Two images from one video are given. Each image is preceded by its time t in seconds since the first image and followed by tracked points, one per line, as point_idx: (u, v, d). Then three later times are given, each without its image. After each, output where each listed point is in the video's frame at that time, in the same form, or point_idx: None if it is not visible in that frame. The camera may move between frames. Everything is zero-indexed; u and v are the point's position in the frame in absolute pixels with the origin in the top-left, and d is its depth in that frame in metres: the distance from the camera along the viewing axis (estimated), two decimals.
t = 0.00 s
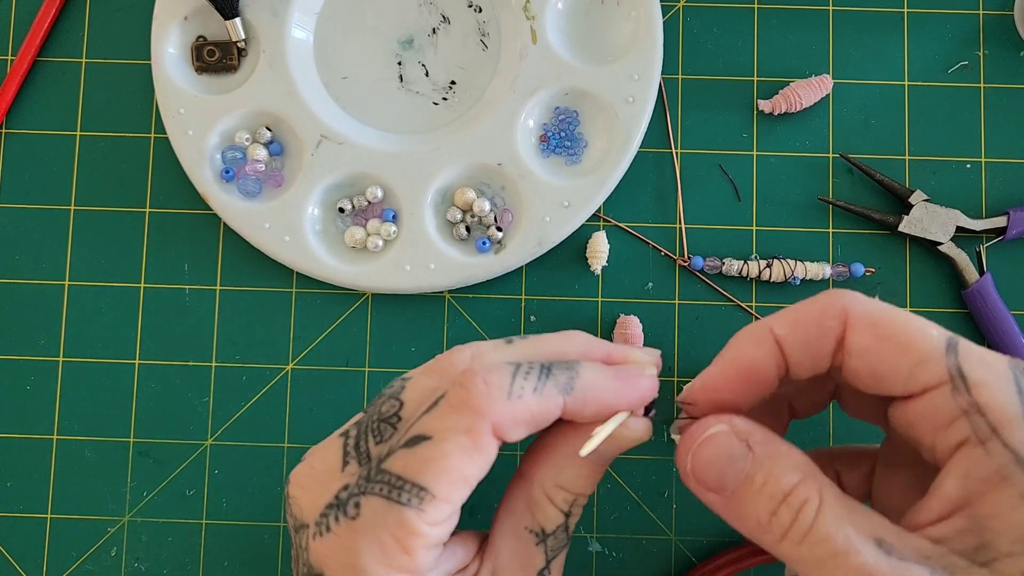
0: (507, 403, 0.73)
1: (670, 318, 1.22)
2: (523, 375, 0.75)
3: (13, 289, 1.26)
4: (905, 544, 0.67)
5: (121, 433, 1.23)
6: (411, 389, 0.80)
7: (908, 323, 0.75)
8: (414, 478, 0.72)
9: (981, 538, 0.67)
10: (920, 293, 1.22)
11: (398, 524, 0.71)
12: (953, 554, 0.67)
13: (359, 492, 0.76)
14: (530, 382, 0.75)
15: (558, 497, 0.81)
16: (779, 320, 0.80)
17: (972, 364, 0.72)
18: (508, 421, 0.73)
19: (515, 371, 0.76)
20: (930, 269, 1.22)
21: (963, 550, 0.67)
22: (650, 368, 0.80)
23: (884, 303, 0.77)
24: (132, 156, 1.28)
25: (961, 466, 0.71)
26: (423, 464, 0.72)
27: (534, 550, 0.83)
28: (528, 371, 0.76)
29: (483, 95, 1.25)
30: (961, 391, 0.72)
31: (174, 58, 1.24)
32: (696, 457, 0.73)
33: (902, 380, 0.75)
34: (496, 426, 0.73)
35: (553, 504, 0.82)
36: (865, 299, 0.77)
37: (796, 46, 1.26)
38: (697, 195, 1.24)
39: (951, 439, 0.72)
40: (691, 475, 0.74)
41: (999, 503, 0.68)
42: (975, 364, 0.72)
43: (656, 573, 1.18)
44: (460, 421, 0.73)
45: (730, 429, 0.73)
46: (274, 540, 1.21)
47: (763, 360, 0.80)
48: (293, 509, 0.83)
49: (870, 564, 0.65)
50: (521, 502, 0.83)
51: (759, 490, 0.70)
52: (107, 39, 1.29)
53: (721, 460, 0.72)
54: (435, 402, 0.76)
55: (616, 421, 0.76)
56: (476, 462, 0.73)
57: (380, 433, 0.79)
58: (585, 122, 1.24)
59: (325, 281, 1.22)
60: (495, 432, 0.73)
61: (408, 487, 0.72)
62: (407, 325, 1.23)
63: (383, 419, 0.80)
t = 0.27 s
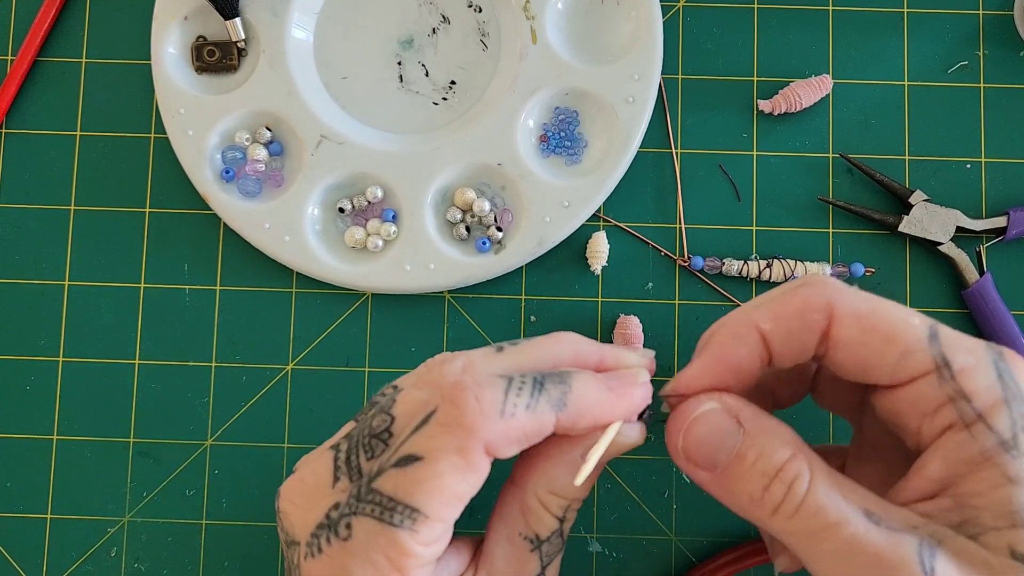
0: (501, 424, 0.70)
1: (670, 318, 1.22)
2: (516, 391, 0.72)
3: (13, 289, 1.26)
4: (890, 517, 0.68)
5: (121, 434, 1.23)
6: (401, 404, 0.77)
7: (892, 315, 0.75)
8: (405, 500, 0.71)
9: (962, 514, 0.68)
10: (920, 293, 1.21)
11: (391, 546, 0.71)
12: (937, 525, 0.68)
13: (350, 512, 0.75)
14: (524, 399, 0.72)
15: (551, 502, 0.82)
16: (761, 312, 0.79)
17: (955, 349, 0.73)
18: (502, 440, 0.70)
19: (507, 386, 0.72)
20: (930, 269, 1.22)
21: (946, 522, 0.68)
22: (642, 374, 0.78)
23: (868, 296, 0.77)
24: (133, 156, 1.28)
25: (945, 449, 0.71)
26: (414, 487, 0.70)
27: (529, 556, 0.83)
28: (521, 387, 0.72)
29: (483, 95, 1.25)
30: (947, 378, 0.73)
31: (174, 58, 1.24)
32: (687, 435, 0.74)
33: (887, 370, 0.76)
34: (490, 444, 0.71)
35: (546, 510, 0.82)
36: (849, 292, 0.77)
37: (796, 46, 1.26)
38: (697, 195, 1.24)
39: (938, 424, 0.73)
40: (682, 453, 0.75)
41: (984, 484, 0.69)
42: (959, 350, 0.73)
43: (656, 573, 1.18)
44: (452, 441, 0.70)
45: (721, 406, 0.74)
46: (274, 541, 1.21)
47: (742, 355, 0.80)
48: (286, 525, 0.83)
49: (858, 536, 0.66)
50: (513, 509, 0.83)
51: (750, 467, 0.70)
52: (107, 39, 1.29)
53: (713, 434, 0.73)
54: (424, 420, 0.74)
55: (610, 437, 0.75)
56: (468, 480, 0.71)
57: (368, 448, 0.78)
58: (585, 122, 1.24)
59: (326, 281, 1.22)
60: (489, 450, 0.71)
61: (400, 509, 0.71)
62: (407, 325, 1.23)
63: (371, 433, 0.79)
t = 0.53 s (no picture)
0: (514, 464, 0.66)
1: (670, 318, 1.22)
2: (526, 426, 0.67)
3: (13, 289, 1.26)
4: (893, 538, 0.65)
5: (121, 434, 1.23)
6: (396, 438, 0.76)
7: (896, 321, 0.73)
8: (418, 547, 0.65)
9: (970, 522, 0.67)
10: (920, 293, 1.22)
11: None
12: (944, 538, 0.66)
13: (357, 561, 0.69)
14: (534, 434, 0.67)
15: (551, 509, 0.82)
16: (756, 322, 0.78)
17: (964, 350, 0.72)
18: (514, 479, 0.66)
19: (517, 422, 0.68)
20: (930, 269, 1.22)
21: (955, 532, 0.67)
22: (640, 380, 0.77)
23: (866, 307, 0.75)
24: (133, 156, 1.28)
25: (959, 453, 0.70)
26: (429, 535, 0.65)
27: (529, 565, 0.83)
28: (530, 421, 0.68)
29: (483, 95, 1.25)
30: (960, 379, 0.71)
31: (174, 58, 1.24)
32: (673, 456, 0.71)
33: (893, 377, 0.74)
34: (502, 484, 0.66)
35: (546, 516, 0.82)
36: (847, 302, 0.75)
37: (796, 45, 1.26)
38: (697, 195, 1.24)
39: (951, 428, 0.71)
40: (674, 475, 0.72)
41: (999, 488, 0.68)
42: (970, 351, 0.72)
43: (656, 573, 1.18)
44: (465, 484, 0.65)
45: (705, 429, 0.71)
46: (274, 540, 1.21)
47: (735, 364, 0.78)
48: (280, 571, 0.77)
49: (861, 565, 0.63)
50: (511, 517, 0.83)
51: (737, 490, 0.68)
52: (107, 39, 1.29)
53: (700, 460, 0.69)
54: (432, 461, 0.68)
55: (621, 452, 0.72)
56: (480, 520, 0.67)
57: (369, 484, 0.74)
58: (585, 122, 1.24)
59: (326, 281, 1.22)
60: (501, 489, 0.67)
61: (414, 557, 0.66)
62: (407, 325, 1.23)
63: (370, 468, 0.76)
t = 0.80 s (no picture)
0: (520, 471, 0.64)
1: (670, 318, 1.22)
2: (530, 432, 0.66)
3: (13, 289, 1.26)
4: (874, 522, 0.65)
5: (121, 434, 1.23)
6: (398, 443, 0.74)
7: (875, 319, 0.72)
8: (423, 555, 0.64)
9: (953, 514, 0.65)
10: (920, 293, 1.21)
11: None
12: (924, 529, 0.65)
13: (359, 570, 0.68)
14: (539, 438, 0.66)
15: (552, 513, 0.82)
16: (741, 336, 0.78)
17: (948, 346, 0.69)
18: (518, 485, 0.65)
19: (521, 428, 0.66)
20: (931, 269, 1.22)
21: (932, 523, 0.65)
22: (644, 386, 0.75)
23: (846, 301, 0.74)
24: (133, 156, 1.28)
25: (942, 447, 0.67)
26: (434, 541, 0.64)
27: (530, 568, 0.82)
28: (534, 427, 0.66)
29: (483, 95, 1.25)
30: (939, 377, 0.68)
31: (174, 58, 1.24)
32: (665, 449, 0.74)
33: (875, 376, 0.72)
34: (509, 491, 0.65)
35: (547, 521, 0.82)
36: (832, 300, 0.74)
37: (796, 45, 1.26)
38: (697, 195, 1.24)
39: (934, 423, 0.69)
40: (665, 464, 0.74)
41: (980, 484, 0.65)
42: (946, 347, 0.69)
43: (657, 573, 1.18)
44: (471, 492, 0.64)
45: (695, 420, 0.73)
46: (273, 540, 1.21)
47: (728, 378, 0.79)
48: None
49: (835, 548, 0.64)
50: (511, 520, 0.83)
51: (728, 480, 0.70)
52: (107, 39, 1.29)
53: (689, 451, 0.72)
54: (434, 468, 0.66)
55: (624, 456, 0.74)
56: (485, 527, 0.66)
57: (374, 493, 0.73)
58: (585, 122, 1.24)
59: (326, 281, 1.22)
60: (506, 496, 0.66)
61: (421, 563, 0.64)
62: (407, 325, 1.23)
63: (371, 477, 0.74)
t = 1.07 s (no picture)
0: (553, 487, 0.62)
1: (670, 318, 1.22)
2: (563, 447, 0.64)
3: (14, 289, 1.26)
4: (880, 524, 0.64)
5: (121, 434, 1.23)
6: (423, 452, 0.69)
7: (874, 310, 0.69)
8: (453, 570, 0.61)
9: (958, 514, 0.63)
10: (920, 293, 1.21)
11: None
12: (930, 529, 0.63)
13: None
14: (571, 454, 0.64)
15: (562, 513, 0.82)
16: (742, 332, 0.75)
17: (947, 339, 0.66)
18: (550, 502, 0.63)
19: (553, 443, 0.64)
20: (930, 269, 1.22)
21: (939, 524, 0.63)
22: (662, 397, 0.74)
23: (847, 290, 0.70)
24: (133, 156, 1.28)
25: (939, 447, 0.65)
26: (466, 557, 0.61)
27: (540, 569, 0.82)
28: (565, 441, 0.64)
29: (483, 94, 1.25)
30: (933, 376, 0.66)
31: (174, 58, 1.24)
32: (672, 449, 0.73)
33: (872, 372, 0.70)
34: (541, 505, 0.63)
35: (557, 521, 0.82)
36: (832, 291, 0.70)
37: (797, 45, 1.26)
38: (697, 195, 1.24)
39: (930, 422, 0.67)
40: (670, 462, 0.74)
41: (981, 485, 0.62)
42: (944, 343, 0.66)
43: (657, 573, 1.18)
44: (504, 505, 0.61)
45: (702, 421, 0.73)
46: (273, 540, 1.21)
47: (733, 376, 0.77)
48: None
49: (837, 548, 0.64)
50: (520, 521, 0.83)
51: (734, 481, 0.69)
52: (107, 39, 1.29)
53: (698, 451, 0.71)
54: (466, 480, 0.62)
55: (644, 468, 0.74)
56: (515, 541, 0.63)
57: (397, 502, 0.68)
58: (585, 122, 1.24)
59: (326, 281, 1.22)
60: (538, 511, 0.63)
61: None
62: (407, 325, 1.23)
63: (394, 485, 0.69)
